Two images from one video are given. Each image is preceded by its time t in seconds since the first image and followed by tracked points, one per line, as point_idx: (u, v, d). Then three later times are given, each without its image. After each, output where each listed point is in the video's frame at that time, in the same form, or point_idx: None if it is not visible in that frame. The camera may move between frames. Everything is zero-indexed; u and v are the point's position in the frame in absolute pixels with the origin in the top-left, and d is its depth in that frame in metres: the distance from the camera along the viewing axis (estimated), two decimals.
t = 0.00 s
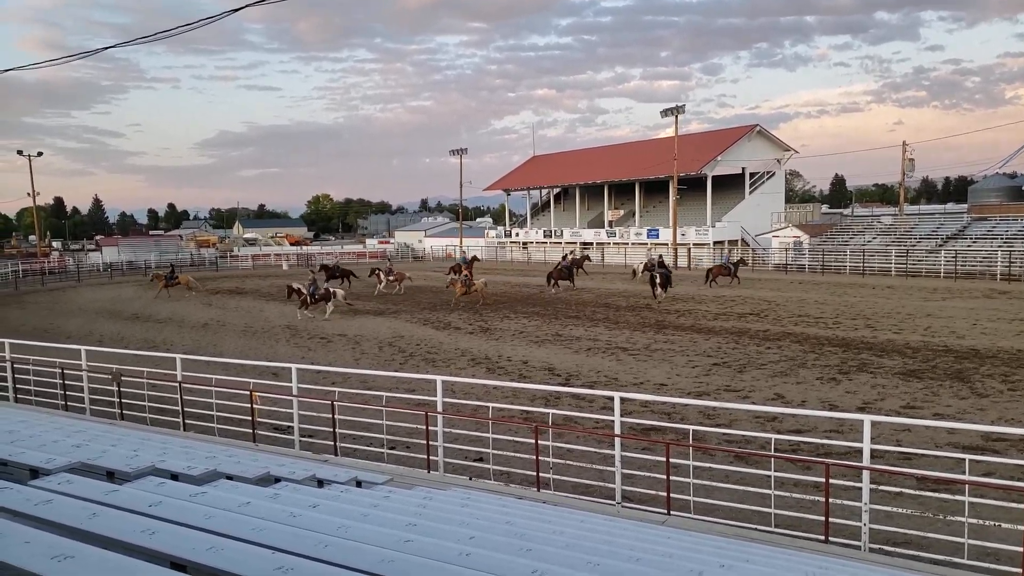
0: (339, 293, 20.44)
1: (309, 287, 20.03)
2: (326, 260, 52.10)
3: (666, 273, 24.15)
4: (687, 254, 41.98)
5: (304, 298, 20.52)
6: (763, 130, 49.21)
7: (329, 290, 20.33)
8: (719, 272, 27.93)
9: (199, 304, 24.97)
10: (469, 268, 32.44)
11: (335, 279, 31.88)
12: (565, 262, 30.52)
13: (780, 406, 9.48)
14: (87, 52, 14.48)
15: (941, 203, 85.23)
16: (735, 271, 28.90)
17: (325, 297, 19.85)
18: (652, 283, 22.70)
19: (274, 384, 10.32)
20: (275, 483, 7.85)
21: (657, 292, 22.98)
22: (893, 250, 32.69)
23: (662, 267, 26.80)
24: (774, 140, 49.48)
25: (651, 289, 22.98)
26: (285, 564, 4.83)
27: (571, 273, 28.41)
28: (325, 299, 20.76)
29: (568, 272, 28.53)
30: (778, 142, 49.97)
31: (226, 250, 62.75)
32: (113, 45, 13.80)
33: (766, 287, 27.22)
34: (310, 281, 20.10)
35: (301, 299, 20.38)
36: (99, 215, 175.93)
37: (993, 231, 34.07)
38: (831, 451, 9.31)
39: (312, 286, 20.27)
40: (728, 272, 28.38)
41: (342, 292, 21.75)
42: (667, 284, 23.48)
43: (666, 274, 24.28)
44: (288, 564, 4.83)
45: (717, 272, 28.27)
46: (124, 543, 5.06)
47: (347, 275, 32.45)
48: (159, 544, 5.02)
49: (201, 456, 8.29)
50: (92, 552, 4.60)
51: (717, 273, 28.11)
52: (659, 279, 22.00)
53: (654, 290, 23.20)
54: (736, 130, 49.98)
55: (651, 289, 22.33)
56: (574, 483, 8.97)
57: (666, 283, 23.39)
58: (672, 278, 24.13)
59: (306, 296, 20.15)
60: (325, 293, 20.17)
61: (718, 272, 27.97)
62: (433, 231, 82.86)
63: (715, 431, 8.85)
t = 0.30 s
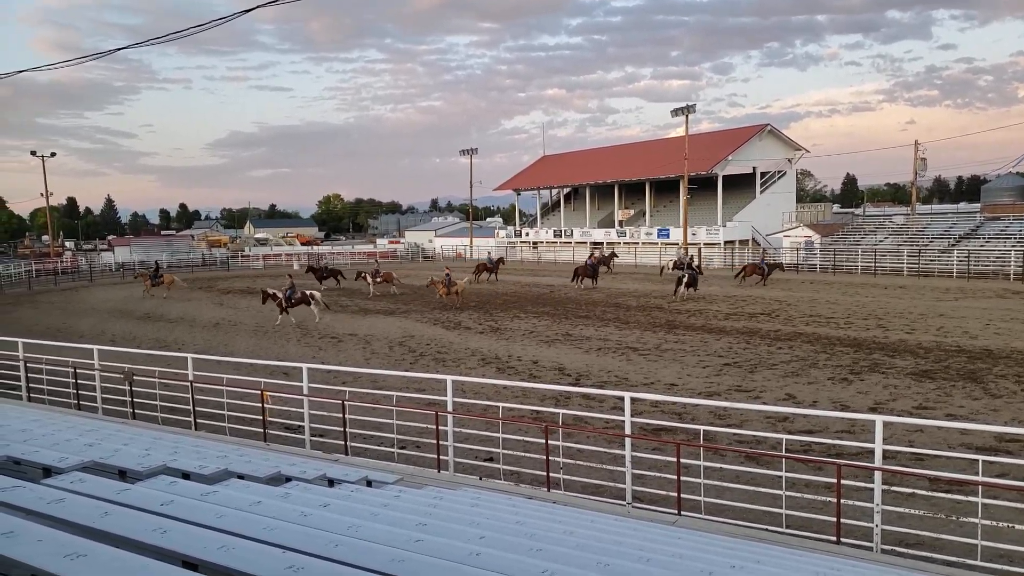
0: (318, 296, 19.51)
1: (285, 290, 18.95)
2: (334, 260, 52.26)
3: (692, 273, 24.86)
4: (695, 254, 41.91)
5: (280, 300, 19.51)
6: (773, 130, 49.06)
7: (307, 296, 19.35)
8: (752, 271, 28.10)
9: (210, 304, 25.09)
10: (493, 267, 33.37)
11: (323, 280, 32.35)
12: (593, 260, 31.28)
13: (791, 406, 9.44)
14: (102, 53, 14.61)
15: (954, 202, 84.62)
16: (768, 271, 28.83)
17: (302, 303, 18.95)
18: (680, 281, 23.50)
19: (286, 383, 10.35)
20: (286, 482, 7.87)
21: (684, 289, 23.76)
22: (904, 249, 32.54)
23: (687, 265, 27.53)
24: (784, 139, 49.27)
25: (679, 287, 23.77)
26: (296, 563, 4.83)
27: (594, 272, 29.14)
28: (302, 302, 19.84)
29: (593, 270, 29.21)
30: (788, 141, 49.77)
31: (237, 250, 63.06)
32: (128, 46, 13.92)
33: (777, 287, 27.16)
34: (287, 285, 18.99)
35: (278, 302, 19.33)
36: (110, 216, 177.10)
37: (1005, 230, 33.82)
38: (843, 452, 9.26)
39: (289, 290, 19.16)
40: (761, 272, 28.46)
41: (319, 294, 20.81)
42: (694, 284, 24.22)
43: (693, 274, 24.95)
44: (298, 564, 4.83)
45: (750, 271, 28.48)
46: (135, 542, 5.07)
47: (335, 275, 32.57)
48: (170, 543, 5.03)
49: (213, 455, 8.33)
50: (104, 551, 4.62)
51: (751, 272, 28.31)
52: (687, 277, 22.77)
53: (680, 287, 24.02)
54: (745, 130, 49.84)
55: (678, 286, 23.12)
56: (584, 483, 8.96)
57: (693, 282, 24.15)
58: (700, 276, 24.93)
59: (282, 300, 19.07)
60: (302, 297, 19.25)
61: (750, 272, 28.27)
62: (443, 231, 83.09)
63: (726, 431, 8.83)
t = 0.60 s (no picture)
0: (297, 299, 19.28)
1: (263, 292, 18.75)
2: (350, 262, 52.57)
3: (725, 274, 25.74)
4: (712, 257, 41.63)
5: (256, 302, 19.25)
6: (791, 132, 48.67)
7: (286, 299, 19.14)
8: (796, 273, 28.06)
9: (227, 304, 25.37)
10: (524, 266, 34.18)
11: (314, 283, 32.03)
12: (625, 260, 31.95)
13: (806, 411, 9.33)
14: (124, 57, 14.86)
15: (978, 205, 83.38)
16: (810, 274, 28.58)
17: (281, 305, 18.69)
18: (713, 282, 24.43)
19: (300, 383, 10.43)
20: (300, 482, 7.93)
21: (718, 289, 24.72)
22: (924, 252, 32.12)
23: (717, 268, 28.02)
24: (802, 141, 48.87)
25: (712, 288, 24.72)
26: (309, 562, 4.86)
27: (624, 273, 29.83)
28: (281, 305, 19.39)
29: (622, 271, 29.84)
30: (804, 143, 49.36)
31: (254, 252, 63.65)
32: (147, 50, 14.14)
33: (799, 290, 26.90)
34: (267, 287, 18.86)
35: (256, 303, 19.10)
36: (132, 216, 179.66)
37: None
38: (859, 458, 9.15)
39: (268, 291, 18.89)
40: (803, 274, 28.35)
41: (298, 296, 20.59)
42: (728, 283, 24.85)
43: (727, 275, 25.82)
44: (311, 563, 4.86)
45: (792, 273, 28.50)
46: (151, 539, 5.13)
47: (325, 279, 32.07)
48: (185, 541, 5.08)
49: (227, 454, 8.41)
50: (121, 548, 4.67)
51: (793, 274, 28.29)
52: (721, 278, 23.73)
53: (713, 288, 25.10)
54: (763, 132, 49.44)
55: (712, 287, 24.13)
56: (597, 486, 8.92)
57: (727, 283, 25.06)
58: (732, 278, 25.62)
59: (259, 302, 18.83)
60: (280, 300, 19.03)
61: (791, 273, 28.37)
62: (458, 233, 83.37)
63: (740, 435, 8.75)
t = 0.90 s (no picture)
0: (278, 299, 19.28)
1: (244, 294, 18.70)
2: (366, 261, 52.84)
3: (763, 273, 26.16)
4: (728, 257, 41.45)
5: (237, 304, 19.26)
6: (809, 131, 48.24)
7: (266, 298, 19.14)
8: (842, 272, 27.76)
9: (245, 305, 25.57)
10: (558, 266, 35.50)
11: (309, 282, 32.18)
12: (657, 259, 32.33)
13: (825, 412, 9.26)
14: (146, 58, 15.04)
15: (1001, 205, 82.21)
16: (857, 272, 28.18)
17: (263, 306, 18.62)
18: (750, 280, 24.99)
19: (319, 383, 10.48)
20: (317, 480, 7.96)
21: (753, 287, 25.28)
22: (945, 252, 31.78)
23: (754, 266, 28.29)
24: (820, 140, 48.48)
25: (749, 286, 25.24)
26: (327, 561, 4.88)
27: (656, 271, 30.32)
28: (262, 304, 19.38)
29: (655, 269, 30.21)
30: (823, 142, 48.90)
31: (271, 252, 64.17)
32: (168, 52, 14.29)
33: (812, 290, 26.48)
34: (246, 287, 18.86)
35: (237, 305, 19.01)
36: (150, 216, 181.65)
37: None
38: (879, 459, 9.08)
39: (247, 291, 18.92)
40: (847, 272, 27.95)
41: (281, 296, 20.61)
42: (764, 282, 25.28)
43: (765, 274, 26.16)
44: (329, 562, 4.87)
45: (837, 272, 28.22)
46: (172, 537, 5.18)
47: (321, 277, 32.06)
48: (205, 539, 5.12)
49: (246, 453, 8.47)
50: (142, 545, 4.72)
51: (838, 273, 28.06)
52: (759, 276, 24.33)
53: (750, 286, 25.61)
54: (780, 131, 49.08)
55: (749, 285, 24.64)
56: (614, 487, 8.92)
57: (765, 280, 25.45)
58: (770, 278, 25.92)
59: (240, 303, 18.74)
60: (260, 301, 19.01)
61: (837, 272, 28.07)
62: (473, 233, 83.51)
63: (758, 436, 8.70)
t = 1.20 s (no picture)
0: (273, 298, 19.07)
1: (238, 291, 18.69)
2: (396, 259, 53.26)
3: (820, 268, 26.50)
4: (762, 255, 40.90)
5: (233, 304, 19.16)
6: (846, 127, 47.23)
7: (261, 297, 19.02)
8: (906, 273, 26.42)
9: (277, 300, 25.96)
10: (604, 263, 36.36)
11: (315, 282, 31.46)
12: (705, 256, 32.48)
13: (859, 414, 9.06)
14: (182, 58, 15.37)
15: None
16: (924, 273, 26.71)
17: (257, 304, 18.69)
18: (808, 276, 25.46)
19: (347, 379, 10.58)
20: (345, 475, 8.04)
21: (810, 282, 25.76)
22: (989, 250, 30.88)
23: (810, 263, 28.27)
24: (857, 135, 47.51)
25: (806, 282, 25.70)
26: (353, 554, 4.91)
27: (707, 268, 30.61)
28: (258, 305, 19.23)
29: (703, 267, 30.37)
30: (860, 138, 47.96)
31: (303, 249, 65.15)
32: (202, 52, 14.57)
33: (842, 291, 25.17)
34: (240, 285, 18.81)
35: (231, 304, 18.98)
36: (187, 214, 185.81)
37: None
38: (915, 463, 8.85)
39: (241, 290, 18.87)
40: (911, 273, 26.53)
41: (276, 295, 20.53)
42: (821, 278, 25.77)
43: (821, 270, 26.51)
44: (355, 556, 4.91)
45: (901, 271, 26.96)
46: (203, 528, 5.27)
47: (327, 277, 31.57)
48: (235, 531, 5.19)
49: (276, 447, 8.58)
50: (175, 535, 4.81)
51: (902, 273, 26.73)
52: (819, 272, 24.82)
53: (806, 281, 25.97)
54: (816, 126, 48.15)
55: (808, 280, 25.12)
56: (641, 487, 8.84)
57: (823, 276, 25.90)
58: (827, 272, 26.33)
59: (235, 302, 18.82)
60: (254, 300, 18.91)
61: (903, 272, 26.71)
62: (501, 232, 83.52)
63: (789, 438, 8.53)
